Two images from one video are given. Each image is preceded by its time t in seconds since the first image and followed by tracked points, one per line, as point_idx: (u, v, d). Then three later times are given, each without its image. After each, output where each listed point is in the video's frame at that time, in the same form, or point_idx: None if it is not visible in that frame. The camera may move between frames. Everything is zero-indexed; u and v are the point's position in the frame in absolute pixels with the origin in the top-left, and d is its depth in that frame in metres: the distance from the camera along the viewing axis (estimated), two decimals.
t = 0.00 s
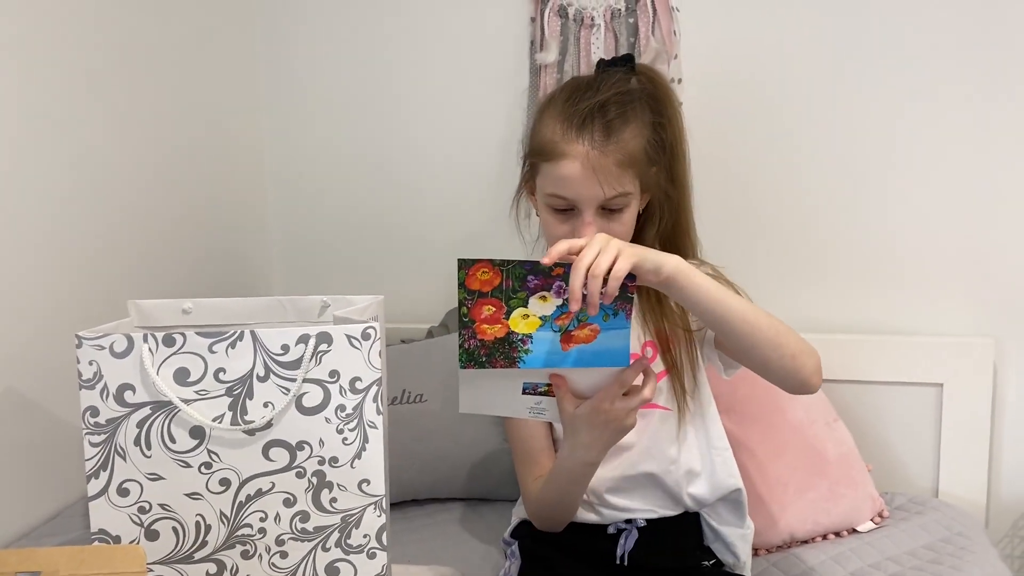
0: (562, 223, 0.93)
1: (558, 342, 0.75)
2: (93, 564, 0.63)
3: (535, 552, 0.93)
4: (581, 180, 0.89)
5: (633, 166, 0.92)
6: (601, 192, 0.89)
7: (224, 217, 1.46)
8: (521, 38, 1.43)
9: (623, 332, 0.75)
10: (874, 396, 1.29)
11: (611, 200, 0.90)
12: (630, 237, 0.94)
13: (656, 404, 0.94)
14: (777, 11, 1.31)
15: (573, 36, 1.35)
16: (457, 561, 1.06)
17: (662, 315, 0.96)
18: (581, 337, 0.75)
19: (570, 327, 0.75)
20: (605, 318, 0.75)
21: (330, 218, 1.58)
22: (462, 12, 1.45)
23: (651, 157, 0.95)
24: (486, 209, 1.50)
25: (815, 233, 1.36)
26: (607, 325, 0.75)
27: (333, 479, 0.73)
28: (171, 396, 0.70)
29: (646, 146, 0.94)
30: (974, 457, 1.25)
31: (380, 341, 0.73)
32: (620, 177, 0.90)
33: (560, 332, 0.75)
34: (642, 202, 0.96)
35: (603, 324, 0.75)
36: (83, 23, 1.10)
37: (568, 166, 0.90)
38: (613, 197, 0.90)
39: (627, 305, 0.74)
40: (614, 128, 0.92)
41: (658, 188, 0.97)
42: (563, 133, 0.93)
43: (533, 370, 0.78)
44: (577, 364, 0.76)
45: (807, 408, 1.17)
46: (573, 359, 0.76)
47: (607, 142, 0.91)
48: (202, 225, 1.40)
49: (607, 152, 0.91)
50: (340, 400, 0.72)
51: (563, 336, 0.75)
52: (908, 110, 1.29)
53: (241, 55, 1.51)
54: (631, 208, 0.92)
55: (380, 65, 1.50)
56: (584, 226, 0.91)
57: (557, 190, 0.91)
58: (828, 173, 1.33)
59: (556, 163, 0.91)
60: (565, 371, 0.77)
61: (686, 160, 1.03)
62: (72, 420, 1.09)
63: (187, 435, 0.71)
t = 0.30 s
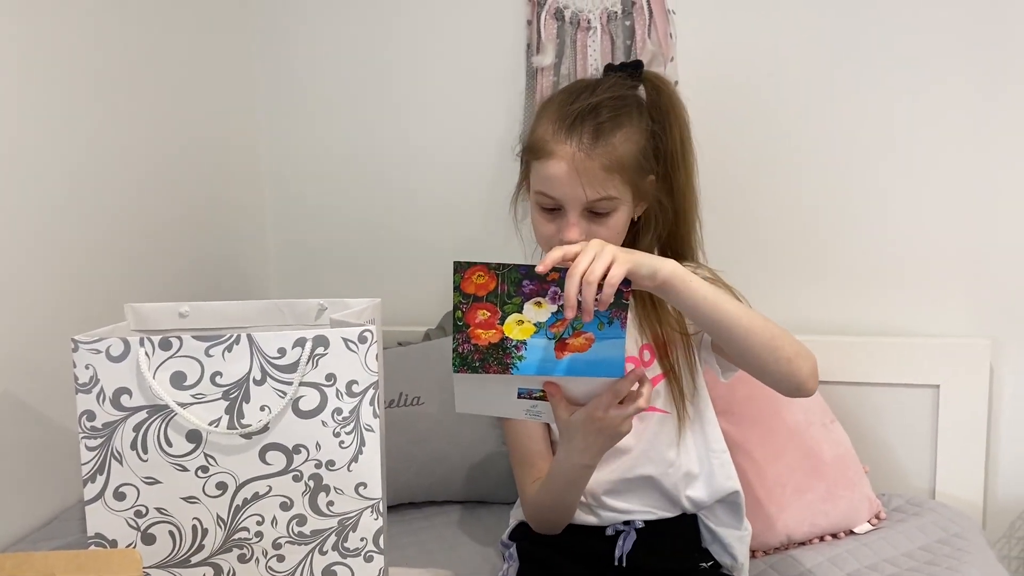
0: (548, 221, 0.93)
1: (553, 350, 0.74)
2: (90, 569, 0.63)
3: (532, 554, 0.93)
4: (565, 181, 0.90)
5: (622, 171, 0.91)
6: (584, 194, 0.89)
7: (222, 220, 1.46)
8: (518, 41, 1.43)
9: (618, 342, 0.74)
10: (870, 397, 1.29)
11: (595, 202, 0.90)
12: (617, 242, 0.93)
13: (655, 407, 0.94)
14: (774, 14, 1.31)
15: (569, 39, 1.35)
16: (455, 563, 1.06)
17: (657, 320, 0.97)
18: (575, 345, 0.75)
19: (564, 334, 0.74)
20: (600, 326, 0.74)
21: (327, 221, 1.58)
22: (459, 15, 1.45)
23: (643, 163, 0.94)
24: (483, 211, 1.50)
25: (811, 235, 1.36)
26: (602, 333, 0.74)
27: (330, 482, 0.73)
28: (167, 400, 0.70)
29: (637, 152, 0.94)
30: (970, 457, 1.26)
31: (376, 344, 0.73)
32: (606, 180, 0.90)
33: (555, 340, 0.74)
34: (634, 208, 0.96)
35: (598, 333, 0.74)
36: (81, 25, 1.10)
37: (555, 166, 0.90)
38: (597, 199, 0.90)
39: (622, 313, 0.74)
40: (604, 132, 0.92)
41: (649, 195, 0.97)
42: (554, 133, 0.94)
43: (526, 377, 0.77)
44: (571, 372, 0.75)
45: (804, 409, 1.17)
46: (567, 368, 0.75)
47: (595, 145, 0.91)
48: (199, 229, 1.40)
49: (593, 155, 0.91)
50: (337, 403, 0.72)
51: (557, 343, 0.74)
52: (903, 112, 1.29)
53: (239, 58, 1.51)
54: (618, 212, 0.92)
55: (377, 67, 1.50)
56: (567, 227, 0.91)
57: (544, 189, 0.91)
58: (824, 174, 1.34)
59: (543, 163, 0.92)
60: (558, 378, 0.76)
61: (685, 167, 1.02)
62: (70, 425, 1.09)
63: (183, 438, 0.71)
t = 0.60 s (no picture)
0: (545, 218, 0.93)
1: (552, 354, 0.74)
2: (87, 571, 0.63)
3: (530, 555, 0.93)
4: (563, 177, 0.90)
5: (619, 168, 0.91)
6: (581, 190, 0.89)
7: (219, 222, 1.46)
8: (515, 43, 1.43)
9: (616, 346, 0.74)
10: (868, 398, 1.29)
11: (593, 199, 0.90)
12: (614, 240, 0.93)
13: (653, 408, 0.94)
14: (770, 16, 1.32)
15: (566, 41, 1.35)
16: (453, 565, 1.06)
17: (656, 324, 0.97)
18: (574, 350, 0.75)
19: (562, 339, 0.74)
20: (599, 330, 0.74)
21: (325, 223, 1.58)
22: (456, 17, 1.45)
23: (641, 163, 0.95)
24: (480, 213, 1.50)
25: (808, 236, 1.36)
26: (600, 338, 0.74)
27: (327, 484, 0.73)
28: (164, 402, 0.70)
29: (636, 151, 0.94)
30: (968, 458, 1.26)
31: (373, 346, 0.73)
32: (603, 177, 0.90)
33: (554, 344, 0.74)
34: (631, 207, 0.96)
35: (597, 337, 0.74)
36: (79, 27, 1.10)
37: (552, 162, 0.90)
38: (594, 196, 0.90)
39: (620, 318, 0.74)
40: (602, 129, 0.92)
41: (647, 193, 0.97)
42: (553, 131, 0.94)
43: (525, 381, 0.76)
44: (570, 377, 0.75)
45: (802, 410, 1.17)
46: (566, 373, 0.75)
47: (594, 143, 0.91)
48: (197, 231, 1.40)
49: (591, 152, 0.91)
50: (334, 405, 0.72)
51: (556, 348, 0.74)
52: (899, 113, 1.29)
53: (236, 60, 1.51)
54: (616, 210, 0.92)
55: (374, 69, 1.50)
56: (565, 224, 0.91)
57: (541, 185, 0.91)
58: (821, 176, 1.34)
59: (541, 159, 0.92)
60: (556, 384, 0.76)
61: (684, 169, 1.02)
62: (68, 428, 1.09)
63: (180, 441, 0.71)
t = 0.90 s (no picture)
0: (545, 199, 0.92)
1: (530, 366, 0.72)
2: None
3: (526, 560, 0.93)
4: (563, 149, 0.90)
5: (618, 144, 0.93)
6: (583, 161, 0.90)
7: (216, 225, 1.46)
8: (511, 46, 1.43)
9: (593, 382, 0.71)
10: (864, 400, 1.29)
11: (595, 171, 0.91)
12: (615, 217, 0.92)
13: (649, 416, 0.94)
14: (766, 19, 1.32)
15: (562, 44, 1.35)
16: (450, 569, 1.06)
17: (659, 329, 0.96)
18: (553, 370, 0.72)
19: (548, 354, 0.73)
20: (582, 360, 0.72)
21: (322, 226, 1.58)
22: (452, 20, 1.45)
23: (637, 145, 0.96)
24: (477, 215, 1.50)
25: (805, 238, 1.37)
26: (583, 369, 0.72)
27: (323, 488, 0.73)
28: (159, 407, 0.70)
29: (632, 132, 0.96)
30: (965, 459, 1.26)
31: (369, 350, 0.73)
32: (604, 150, 0.92)
33: (536, 359, 0.73)
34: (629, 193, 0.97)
35: (575, 372, 0.72)
36: (75, 30, 1.10)
37: (554, 135, 0.92)
38: (597, 166, 0.91)
39: (607, 358, 0.73)
40: (600, 109, 0.95)
41: (643, 180, 0.97)
42: (550, 111, 0.96)
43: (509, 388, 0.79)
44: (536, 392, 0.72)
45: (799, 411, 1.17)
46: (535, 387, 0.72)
47: (593, 118, 0.94)
48: (193, 234, 1.39)
49: (592, 126, 0.93)
50: (329, 409, 0.72)
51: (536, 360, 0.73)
52: (894, 114, 1.30)
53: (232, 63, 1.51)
54: (616, 186, 0.92)
55: (372, 71, 1.50)
56: (567, 196, 0.90)
57: (543, 159, 0.91)
58: (817, 177, 1.34)
59: (542, 134, 0.93)
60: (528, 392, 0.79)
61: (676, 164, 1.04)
62: (64, 432, 1.09)
63: (176, 446, 0.71)
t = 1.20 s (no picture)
0: (542, 186, 0.93)
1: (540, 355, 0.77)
2: None
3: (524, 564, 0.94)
4: (545, 132, 0.94)
5: (587, 128, 0.98)
6: (566, 138, 0.93)
7: (214, 226, 1.46)
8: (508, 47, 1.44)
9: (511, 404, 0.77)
10: (862, 400, 1.30)
11: (579, 146, 0.93)
12: (614, 185, 0.93)
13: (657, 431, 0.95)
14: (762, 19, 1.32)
15: (558, 46, 1.36)
16: (448, 570, 1.06)
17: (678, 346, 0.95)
18: (532, 372, 0.77)
19: (544, 374, 0.77)
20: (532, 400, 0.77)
21: (320, 227, 1.58)
22: (449, 21, 1.46)
23: (604, 132, 1.01)
24: (475, 217, 1.50)
25: (802, 238, 1.37)
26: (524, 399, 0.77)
27: (322, 490, 0.73)
28: (158, 410, 0.70)
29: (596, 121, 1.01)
30: (963, 458, 1.26)
31: (367, 351, 0.73)
32: (578, 129, 0.96)
33: (546, 358, 0.77)
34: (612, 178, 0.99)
35: (529, 393, 0.77)
36: (71, 32, 1.10)
37: (530, 126, 0.95)
38: (580, 141, 0.93)
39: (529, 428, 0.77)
40: (562, 105, 1.01)
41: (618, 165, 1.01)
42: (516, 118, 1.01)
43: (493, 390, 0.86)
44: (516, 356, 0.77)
45: (796, 411, 1.17)
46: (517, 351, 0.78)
47: (556, 110, 0.99)
48: (190, 235, 1.39)
49: (560, 116, 0.97)
50: (327, 411, 0.72)
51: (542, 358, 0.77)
52: (891, 113, 1.30)
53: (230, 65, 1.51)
54: (603, 160, 0.94)
55: (370, 73, 1.51)
56: (563, 173, 0.91)
57: (529, 151, 0.94)
58: (814, 178, 1.35)
59: (518, 133, 0.96)
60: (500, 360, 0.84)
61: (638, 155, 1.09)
62: (62, 434, 1.09)
63: (174, 448, 0.71)
